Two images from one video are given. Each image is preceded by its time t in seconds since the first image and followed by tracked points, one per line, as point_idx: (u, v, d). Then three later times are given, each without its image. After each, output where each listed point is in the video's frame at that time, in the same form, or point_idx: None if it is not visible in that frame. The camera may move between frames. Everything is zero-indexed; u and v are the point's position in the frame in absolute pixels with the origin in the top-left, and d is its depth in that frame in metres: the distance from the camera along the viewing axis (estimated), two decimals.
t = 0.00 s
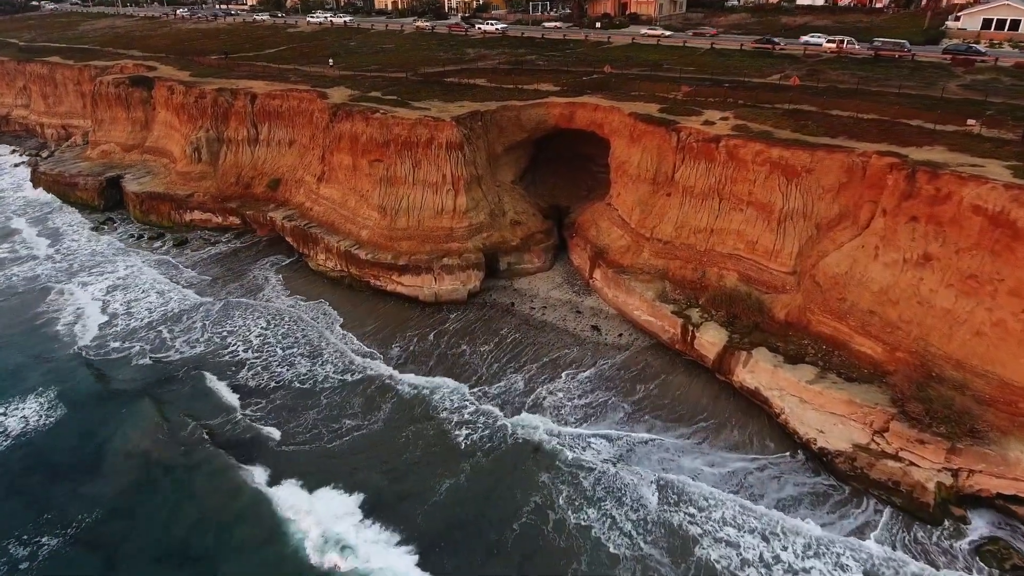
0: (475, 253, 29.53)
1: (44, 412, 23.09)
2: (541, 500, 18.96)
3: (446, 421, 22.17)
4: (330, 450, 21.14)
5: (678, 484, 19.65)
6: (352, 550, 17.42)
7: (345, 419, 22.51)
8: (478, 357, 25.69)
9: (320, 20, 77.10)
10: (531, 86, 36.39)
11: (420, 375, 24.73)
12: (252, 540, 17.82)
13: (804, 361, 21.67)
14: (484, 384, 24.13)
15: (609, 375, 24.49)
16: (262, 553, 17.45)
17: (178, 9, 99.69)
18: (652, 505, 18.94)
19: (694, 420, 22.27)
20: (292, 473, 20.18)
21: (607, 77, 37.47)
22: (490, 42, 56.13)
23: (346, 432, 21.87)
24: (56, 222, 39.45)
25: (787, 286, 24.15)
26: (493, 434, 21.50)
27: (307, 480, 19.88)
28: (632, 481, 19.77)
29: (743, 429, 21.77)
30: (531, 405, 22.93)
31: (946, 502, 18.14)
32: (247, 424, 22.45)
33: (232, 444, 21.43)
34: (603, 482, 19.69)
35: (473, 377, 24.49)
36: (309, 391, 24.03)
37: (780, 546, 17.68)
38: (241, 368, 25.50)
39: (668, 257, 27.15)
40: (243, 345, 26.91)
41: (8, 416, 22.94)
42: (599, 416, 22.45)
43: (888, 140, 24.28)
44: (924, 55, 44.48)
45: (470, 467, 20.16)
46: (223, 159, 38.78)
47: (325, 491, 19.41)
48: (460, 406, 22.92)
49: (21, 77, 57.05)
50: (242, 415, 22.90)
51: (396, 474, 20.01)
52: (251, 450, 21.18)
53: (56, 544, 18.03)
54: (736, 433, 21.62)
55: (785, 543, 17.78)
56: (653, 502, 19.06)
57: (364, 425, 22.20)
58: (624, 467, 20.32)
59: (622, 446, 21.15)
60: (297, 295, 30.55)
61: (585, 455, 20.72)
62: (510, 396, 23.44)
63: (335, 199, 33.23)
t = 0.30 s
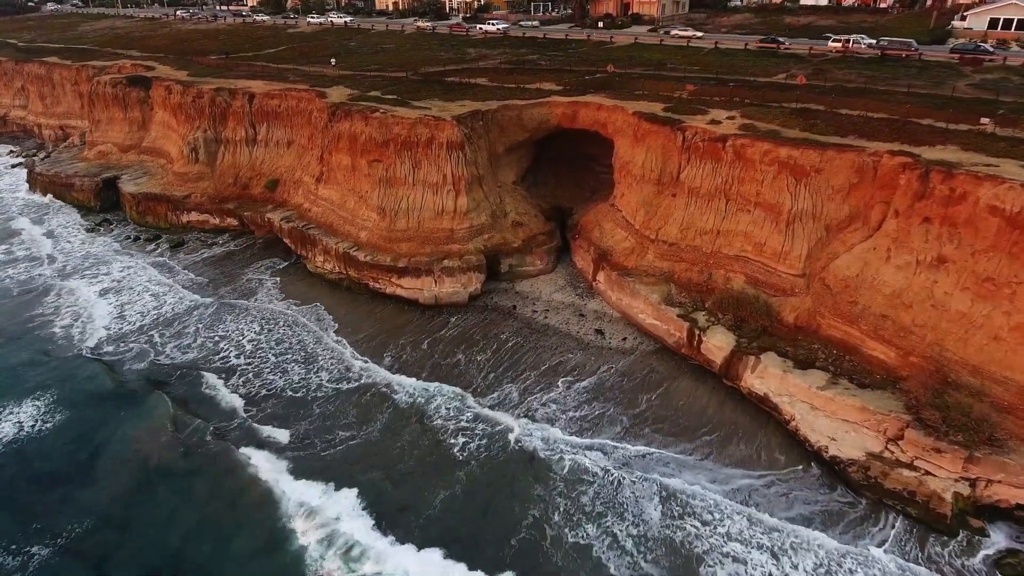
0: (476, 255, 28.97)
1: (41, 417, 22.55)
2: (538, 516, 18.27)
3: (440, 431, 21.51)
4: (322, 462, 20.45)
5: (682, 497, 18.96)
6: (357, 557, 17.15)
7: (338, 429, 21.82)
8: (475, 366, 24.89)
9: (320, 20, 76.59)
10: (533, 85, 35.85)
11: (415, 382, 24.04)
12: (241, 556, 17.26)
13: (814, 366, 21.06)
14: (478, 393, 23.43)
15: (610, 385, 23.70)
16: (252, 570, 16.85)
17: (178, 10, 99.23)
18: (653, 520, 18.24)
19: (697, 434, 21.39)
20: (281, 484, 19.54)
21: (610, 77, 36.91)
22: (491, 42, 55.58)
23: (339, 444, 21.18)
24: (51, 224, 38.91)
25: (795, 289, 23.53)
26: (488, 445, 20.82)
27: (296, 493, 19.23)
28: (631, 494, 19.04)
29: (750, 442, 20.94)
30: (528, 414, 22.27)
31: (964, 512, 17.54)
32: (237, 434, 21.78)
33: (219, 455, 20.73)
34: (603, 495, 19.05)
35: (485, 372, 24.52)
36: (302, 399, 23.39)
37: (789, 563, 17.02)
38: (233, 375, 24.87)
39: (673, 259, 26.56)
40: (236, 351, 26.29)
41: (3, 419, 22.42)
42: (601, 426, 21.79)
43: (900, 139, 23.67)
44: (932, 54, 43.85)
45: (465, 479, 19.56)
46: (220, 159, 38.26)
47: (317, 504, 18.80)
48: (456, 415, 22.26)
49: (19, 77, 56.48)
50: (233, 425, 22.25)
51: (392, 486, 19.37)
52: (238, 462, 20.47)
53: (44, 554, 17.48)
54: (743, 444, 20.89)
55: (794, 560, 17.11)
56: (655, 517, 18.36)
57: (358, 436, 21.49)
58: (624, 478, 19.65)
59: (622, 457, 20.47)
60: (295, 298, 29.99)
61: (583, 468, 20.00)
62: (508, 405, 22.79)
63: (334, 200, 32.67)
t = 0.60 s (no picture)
0: (477, 256, 28.51)
1: (36, 421, 22.05)
2: (535, 530, 17.70)
3: (433, 440, 20.91)
4: (312, 474, 19.75)
5: (684, 509, 18.38)
6: (362, 561, 16.89)
7: (331, 437, 21.24)
8: (470, 375, 24.13)
9: (320, 22, 76.33)
10: (535, 85, 35.43)
11: (412, 389, 23.40)
12: (241, 564, 16.82)
13: (823, 370, 20.54)
14: (473, 400, 22.81)
15: (612, 392, 23.02)
16: None
17: (178, 12, 99.00)
18: (653, 535, 17.62)
19: (697, 447, 20.57)
20: (272, 492, 19.04)
21: (613, 77, 36.48)
22: (492, 43, 55.20)
23: (333, 456, 20.50)
24: (47, 225, 38.46)
25: (803, 291, 23.03)
26: (483, 455, 20.24)
27: (287, 500, 18.77)
28: (631, 507, 18.43)
29: (755, 454, 20.19)
30: (525, 421, 21.70)
31: (979, 521, 17.03)
32: (227, 440, 21.15)
33: (213, 462, 20.17)
34: (602, 508, 18.42)
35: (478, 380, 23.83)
36: (295, 407, 22.73)
37: None
38: (224, 380, 24.25)
39: (678, 260, 26.07)
40: (229, 356, 25.64)
41: None
42: (603, 433, 21.20)
43: (909, 138, 23.17)
44: (937, 54, 43.39)
45: (460, 488, 19.05)
46: (218, 160, 37.84)
47: (314, 510, 18.39)
48: (450, 421, 21.75)
49: (17, 78, 56.05)
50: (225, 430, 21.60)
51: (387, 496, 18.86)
52: (228, 471, 19.87)
53: (34, 563, 16.95)
54: (748, 454, 20.20)
55: None
56: (655, 531, 17.73)
57: (351, 446, 20.82)
58: (624, 489, 19.03)
59: (620, 468, 19.80)
60: (293, 301, 29.52)
61: (580, 480, 19.35)
62: (505, 410, 22.23)
63: (333, 201, 32.22)
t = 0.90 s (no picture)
0: (477, 257, 28.20)
1: (33, 423, 21.72)
2: (532, 539, 17.31)
3: (426, 447, 20.46)
4: (307, 480, 19.30)
5: (684, 517, 17.92)
6: (365, 562, 16.70)
7: (324, 443, 20.82)
8: (462, 385, 23.42)
9: (321, 24, 76.19)
10: (536, 85, 35.14)
11: (410, 395, 22.89)
12: (240, 566, 16.54)
13: (830, 372, 20.15)
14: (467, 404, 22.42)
15: (614, 396, 22.58)
16: None
17: (179, 16, 98.89)
18: (651, 546, 17.14)
19: (697, 457, 19.93)
20: (265, 496, 18.68)
21: (614, 77, 36.19)
22: (493, 44, 54.96)
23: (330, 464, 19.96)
24: (45, 227, 38.20)
25: (808, 292, 22.66)
26: (476, 461, 19.84)
27: (283, 504, 18.43)
28: (629, 516, 17.95)
29: (757, 462, 19.65)
30: (519, 426, 21.29)
31: (991, 526, 16.65)
32: (220, 443, 20.71)
33: (210, 465, 19.81)
34: (599, 517, 17.95)
35: (466, 390, 23.16)
36: (289, 413, 22.18)
37: None
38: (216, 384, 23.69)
39: (681, 261, 25.73)
40: (222, 360, 25.07)
41: None
42: (606, 439, 20.75)
43: (916, 136, 22.82)
44: (942, 54, 43.05)
45: (454, 495, 18.70)
46: (217, 161, 37.57)
47: (314, 511, 18.19)
48: (443, 426, 21.39)
49: (17, 80, 55.87)
50: (219, 433, 21.13)
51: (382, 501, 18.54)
52: (224, 476, 19.41)
53: (27, 568, 16.58)
54: (752, 463, 19.65)
55: None
56: (654, 542, 17.26)
57: (346, 453, 20.37)
58: (621, 498, 18.55)
59: (617, 476, 19.33)
60: (292, 302, 29.18)
61: (577, 488, 18.88)
62: (499, 415, 21.83)
63: (332, 201, 31.91)
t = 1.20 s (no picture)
0: (478, 259, 27.98)
1: (31, 426, 21.47)
2: (529, 547, 17.00)
3: (418, 455, 20.07)
4: (302, 487, 18.87)
5: (683, 525, 17.56)
6: (366, 564, 16.50)
7: (316, 448, 20.41)
8: (454, 395, 22.83)
9: (322, 29, 76.32)
10: (537, 87, 35.01)
11: (406, 401, 22.51)
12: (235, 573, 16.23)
13: (835, 374, 19.88)
14: (458, 409, 22.09)
15: (614, 401, 22.25)
16: None
17: (180, 22, 99.05)
18: (649, 557, 16.76)
19: (697, 467, 19.37)
20: (258, 500, 18.36)
21: (615, 79, 36.06)
22: (494, 48, 54.95)
23: (324, 471, 19.48)
24: (44, 230, 38.06)
25: (813, 293, 22.41)
26: (464, 470, 19.48)
27: (277, 509, 18.11)
28: (627, 525, 17.59)
29: (761, 470, 19.18)
30: (511, 432, 20.94)
31: (1000, 530, 16.34)
32: (214, 447, 20.38)
33: (205, 468, 19.52)
34: (597, 527, 17.58)
35: (462, 396, 22.77)
36: (281, 419, 21.73)
37: None
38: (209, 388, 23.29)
39: (683, 262, 25.50)
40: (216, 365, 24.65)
41: None
42: (609, 444, 20.40)
43: (920, 136, 22.61)
44: (944, 57, 42.91)
45: (448, 502, 18.40)
46: (216, 164, 37.45)
47: (314, 513, 17.99)
48: (436, 431, 21.08)
49: (17, 84, 55.89)
50: (213, 437, 20.79)
51: (376, 505, 18.25)
52: (220, 480, 19.06)
53: (20, 572, 16.29)
54: (756, 470, 19.18)
55: None
56: (652, 552, 16.86)
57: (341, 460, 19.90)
58: (619, 506, 18.17)
59: (615, 483, 18.95)
60: (292, 304, 28.98)
61: (574, 497, 18.51)
62: (491, 420, 21.50)
63: (331, 204, 31.75)
